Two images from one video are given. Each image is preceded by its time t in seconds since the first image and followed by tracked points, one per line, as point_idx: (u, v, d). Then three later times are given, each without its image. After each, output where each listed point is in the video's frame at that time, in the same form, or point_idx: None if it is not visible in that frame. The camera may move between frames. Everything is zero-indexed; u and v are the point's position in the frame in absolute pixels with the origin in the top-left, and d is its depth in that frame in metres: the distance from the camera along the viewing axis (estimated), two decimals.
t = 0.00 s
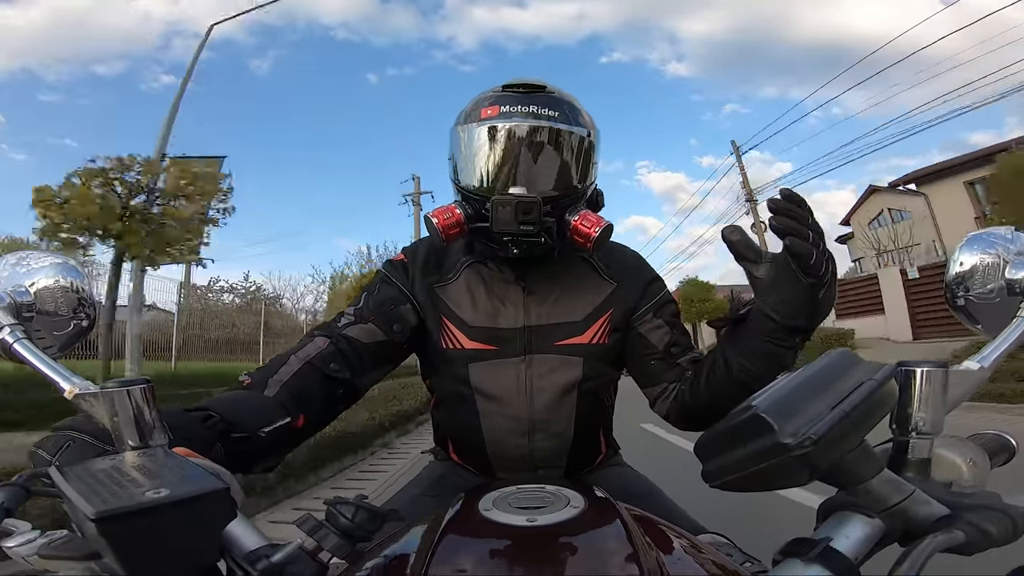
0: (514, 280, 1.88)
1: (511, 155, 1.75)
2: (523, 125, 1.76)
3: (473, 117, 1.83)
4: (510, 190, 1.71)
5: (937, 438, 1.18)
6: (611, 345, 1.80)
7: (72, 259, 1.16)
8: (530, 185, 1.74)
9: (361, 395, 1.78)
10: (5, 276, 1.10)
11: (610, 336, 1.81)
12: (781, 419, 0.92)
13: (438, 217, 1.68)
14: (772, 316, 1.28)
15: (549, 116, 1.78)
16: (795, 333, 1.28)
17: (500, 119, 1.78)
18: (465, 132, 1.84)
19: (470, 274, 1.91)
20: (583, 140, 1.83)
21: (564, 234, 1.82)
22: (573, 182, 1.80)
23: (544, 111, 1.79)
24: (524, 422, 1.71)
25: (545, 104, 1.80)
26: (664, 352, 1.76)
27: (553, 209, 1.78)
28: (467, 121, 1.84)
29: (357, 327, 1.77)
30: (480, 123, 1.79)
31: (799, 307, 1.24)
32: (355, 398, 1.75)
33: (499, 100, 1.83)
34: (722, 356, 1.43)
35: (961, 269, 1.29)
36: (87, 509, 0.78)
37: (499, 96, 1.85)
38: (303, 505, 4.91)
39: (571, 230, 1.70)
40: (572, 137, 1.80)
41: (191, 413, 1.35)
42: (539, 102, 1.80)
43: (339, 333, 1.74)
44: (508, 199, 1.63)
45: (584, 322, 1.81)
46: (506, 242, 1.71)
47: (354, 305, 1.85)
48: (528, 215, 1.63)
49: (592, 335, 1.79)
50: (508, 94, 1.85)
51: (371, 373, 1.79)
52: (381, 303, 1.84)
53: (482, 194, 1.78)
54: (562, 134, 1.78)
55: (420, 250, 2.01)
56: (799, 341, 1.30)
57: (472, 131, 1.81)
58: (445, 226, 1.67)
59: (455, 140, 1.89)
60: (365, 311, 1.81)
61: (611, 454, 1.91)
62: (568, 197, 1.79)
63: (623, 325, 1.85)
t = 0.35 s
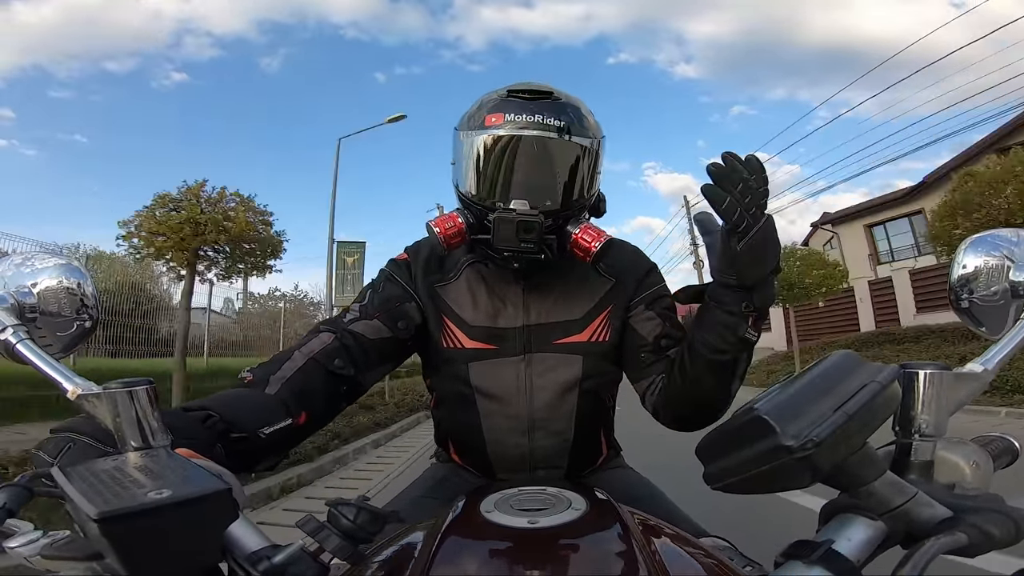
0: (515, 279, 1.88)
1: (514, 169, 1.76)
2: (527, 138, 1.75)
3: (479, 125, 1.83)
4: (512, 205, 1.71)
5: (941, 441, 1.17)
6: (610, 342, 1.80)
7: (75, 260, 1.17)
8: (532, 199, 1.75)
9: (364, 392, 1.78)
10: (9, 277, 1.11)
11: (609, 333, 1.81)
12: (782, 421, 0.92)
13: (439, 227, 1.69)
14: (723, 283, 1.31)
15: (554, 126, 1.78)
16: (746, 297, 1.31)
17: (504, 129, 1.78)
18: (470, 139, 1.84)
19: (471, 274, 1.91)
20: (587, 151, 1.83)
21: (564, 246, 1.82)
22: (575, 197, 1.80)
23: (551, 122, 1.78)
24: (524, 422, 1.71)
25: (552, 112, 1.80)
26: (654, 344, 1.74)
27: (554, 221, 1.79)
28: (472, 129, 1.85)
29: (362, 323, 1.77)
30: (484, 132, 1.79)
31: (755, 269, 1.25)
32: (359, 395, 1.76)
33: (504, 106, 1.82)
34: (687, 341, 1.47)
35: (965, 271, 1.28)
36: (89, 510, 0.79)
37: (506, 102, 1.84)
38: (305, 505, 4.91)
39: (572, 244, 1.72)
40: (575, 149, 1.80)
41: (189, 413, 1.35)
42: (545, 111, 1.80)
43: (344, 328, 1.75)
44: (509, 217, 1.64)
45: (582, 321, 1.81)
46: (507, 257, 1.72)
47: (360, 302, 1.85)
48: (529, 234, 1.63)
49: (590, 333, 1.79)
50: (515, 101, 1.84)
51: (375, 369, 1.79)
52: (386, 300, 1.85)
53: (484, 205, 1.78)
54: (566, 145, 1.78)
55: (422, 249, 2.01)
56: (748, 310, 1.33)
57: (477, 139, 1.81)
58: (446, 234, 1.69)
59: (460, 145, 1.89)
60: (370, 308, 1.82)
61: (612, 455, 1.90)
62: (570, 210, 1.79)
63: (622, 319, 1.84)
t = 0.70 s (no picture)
0: (514, 280, 1.88)
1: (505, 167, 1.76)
2: (517, 134, 1.76)
3: (464, 128, 1.83)
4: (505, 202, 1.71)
5: (942, 442, 1.17)
6: (610, 343, 1.80)
7: (80, 258, 1.17)
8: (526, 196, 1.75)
9: (365, 393, 1.78)
10: (14, 275, 1.11)
11: (608, 334, 1.81)
12: (785, 421, 0.91)
13: (435, 231, 1.68)
14: (718, 302, 1.32)
15: (540, 122, 1.79)
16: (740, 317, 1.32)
17: (491, 129, 1.78)
18: (457, 143, 1.84)
19: (470, 276, 1.92)
20: (575, 145, 1.84)
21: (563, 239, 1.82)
22: (567, 191, 1.81)
23: (538, 116, 1.79)
24: (525, 422, 1.71)
25: (536, 109, 1.80)
26: (650, 352, 1.76)
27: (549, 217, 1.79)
28: (459, 132, 1.85)
29: (363, 326, 1.78)
30: (471, 133, 1.80)
31: (752, 292, 1.24)
32: (360, 397, 1.76)
33: (489, 107, 1.82)
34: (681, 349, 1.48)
35: (970, 271, 1.28)
36: (91, 507, 0.79)
37: (489, 102, 1.85)
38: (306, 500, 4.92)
39: (570, 235, 1.70)
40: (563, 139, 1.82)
41: (194, 412, 1.35)
42: (530, 108, 1.80)
43: (345, 330, 1.75)
44: (504, 214, 1.63)
45: (582, 322, 1.80)
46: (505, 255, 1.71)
47: (359, 305, 1.85)
48: (524, 229, 1.62)
49: (590, 334, 1.79)
50: (499, 100, 1.85)
51: (377, 371, 1.80)
52: (387, 301, 1.85)
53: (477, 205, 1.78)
54: (554, 140, 1.79)
55: (420, 250, 2.02)
56: (740, 332, 1.34)
57: (465, 142, 1.81)
58: (443, 240, 1.68)
59: (448, 151, 1.89)
60: (370, 310, 1.82)
61: (613, 454, 1.90)
62: (562, 205, 1.80)
63: (621, 322, 1.84)
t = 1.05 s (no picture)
0: (516, 280, 1.88)
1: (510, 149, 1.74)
2: (516, 120, 1.75)
3: (466, 120, 1.84)
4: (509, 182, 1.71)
5: (945, 442, 1.17)
6: (614, 345, 1.80)
7: (81, 259, 1.17)
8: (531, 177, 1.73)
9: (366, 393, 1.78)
10: (15, 277, 1.12)
11: (612, 336, 1.81)
12: (787, 422, 0.91)
13: (439, 219, 1.68)
14: (736, 314, 1.28)
15: (540, 111, 1.79)
16: (757, 331, 1.29)
17: (492, 117, 1.78)
18: (459, 136, 1.84)
19: (472, 275, 1.91)
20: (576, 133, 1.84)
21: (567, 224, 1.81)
22: (571, 173, 1.80)
23: (536, 106, 1.80)
24: (526, 423, 1.71)
25: (535, 100, 1.81)
26: (656, 355, 1.75)
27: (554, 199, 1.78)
28: (461, 124, 1.85)
29: (363, 326, 1.78)
30: (472, 124, 1.79)
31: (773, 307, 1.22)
32: (361, 397, 1.76)
33: (490, 100, 1.83)
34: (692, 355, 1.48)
35: (973, 272, 1.27)
36: (93, 508, 0.79)
37: (489, 98, 1.86)
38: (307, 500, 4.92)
39: (574, 219, 1.69)
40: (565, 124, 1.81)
41: (194, 411, 1.35)
42: (530, 100, 1.81)
43: (344, 331, 1.75)
44: (507, 190, 1.64)
45: (587, 323, 1.80)
46: (510, 235, 1.72)
47: (360, 305, 1.85)
48: (529, 203, 1.64)
49: (594, 336, 1.79)
50: (499, 94, 1.86)
51: (377, 371, 1.79)
52: (387, 302, 1.85)
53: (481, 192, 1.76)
54: (555, 126, 1.78)
55: (422, 250, 2.01)
56: (755, 344, 1.31)
57: (466, 133, 1.81)
58: (447, 226, 1.67)
59: (451, 146, 1.89)
60: (371, 310, 1.82)
61: (614, 455, 1.90)
62: (565, 188, 1.79)
63: (625, 323, 1.84)
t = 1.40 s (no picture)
0: (519, 278, 1.89)
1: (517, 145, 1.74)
2: (520, 117, 1.75)
3: (470, 118, 1.83)
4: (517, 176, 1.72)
5: (947, 442, 1.17)
6: (615, 345, 1.80)
7: (84, 258, 1.17)
8: (538, 171, 1.72)
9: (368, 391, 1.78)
10: (17, 275, 1.12)
11: (614, 336, 1.81)
12: (788, 423, 0.91)
13: (446, 213, 1.67)
14: (749, 365, 1.24)
15: (545, 110, 1.80)
16: (752, 385, 1.27)
17: (497, 116, 1.78)
18: (463, 135, 1.84)
19: (476, 274, 1.92)
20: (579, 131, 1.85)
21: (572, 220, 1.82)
22: (575, 170, 1.81)
23: (538, 105, 1.80)
24: (527, 423, 1.71)
25: (539, 99, 1.82)
26: (649, 359, 1.76)
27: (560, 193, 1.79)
28: (465, 123, 1.85)
29: (368, 321, 1.78)
30: (478, 122, 1.79)
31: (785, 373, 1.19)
32: (364, 392, 1.76)
33: (493, 100, 1.84)
34: (693, 380, 1.47)
35: (976, 272, 1.27)
36: (94, 506, 0.79)
37: (493, 98, 1.86)
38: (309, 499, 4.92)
39: (579, 213, 1.69)
40: (567, 124, 1.82)
41: (192, 408, 1.35)
42: (534, 99, 1.82)
43: (349, 326, 1.75)
44: (515, 182, 1.65)
45: (590, 322, 1.80)
46: (517, 228, 1.73)
47: (364, 300, 1.85)
48: (537, 195, 1.64)
49: (596, 336, 1.79)
50: (503, 95, 1.86)
51: (381, 367, 1.79)
52: (392, 298, 1.85)
53: (488, 188, 1.76)
54: (559, 124, 1.79)
55: (427, 248, 2.01)
56: (747, 395, 1.30)
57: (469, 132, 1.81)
58: (455, 222, 1.66)
59: (455, 145, 1.89)
60: (376, 305, 1.82)
61: (615, 455, 1.90)
62: (571, 183, 1.80)
63: (626, 324, 1.84)
